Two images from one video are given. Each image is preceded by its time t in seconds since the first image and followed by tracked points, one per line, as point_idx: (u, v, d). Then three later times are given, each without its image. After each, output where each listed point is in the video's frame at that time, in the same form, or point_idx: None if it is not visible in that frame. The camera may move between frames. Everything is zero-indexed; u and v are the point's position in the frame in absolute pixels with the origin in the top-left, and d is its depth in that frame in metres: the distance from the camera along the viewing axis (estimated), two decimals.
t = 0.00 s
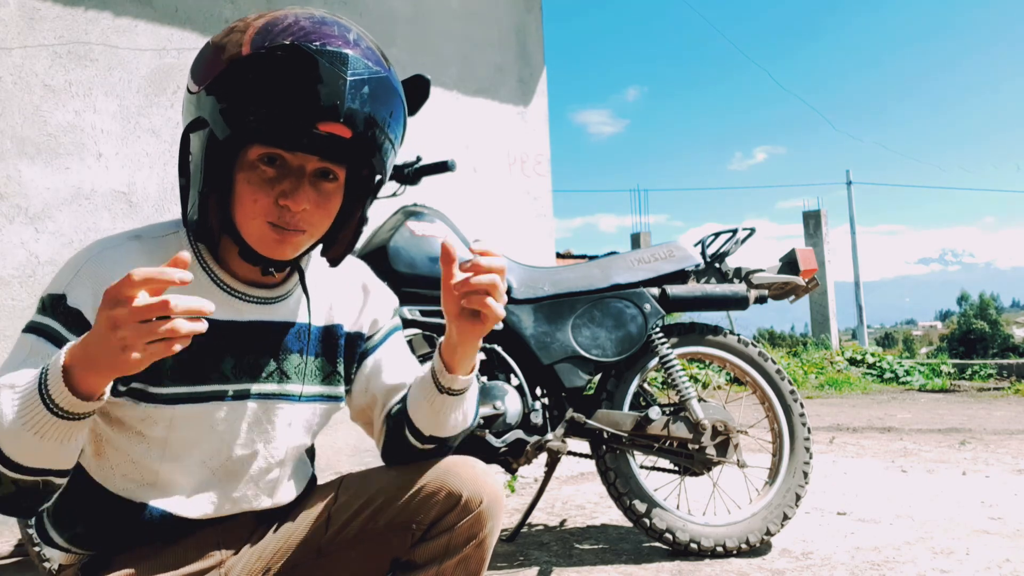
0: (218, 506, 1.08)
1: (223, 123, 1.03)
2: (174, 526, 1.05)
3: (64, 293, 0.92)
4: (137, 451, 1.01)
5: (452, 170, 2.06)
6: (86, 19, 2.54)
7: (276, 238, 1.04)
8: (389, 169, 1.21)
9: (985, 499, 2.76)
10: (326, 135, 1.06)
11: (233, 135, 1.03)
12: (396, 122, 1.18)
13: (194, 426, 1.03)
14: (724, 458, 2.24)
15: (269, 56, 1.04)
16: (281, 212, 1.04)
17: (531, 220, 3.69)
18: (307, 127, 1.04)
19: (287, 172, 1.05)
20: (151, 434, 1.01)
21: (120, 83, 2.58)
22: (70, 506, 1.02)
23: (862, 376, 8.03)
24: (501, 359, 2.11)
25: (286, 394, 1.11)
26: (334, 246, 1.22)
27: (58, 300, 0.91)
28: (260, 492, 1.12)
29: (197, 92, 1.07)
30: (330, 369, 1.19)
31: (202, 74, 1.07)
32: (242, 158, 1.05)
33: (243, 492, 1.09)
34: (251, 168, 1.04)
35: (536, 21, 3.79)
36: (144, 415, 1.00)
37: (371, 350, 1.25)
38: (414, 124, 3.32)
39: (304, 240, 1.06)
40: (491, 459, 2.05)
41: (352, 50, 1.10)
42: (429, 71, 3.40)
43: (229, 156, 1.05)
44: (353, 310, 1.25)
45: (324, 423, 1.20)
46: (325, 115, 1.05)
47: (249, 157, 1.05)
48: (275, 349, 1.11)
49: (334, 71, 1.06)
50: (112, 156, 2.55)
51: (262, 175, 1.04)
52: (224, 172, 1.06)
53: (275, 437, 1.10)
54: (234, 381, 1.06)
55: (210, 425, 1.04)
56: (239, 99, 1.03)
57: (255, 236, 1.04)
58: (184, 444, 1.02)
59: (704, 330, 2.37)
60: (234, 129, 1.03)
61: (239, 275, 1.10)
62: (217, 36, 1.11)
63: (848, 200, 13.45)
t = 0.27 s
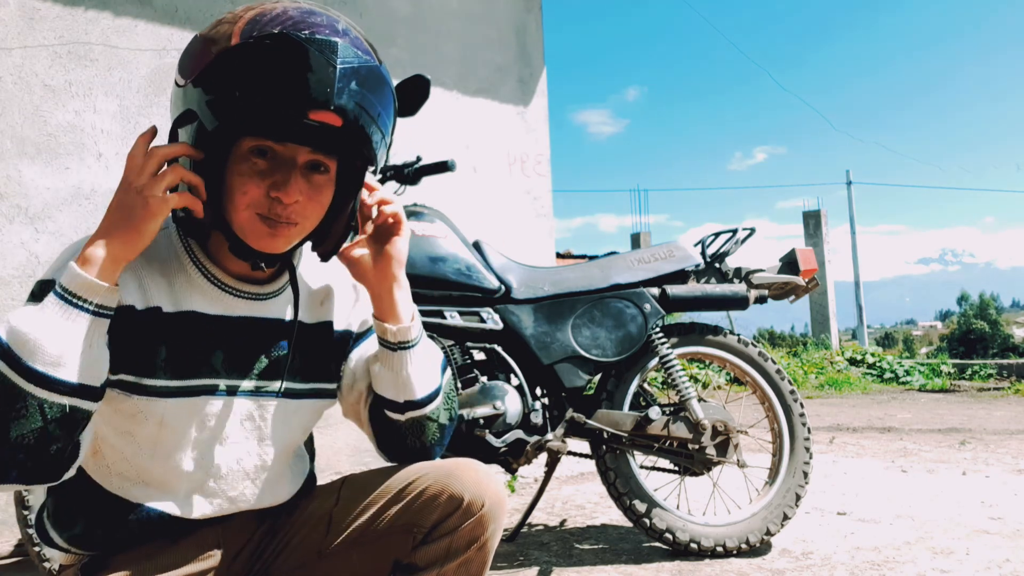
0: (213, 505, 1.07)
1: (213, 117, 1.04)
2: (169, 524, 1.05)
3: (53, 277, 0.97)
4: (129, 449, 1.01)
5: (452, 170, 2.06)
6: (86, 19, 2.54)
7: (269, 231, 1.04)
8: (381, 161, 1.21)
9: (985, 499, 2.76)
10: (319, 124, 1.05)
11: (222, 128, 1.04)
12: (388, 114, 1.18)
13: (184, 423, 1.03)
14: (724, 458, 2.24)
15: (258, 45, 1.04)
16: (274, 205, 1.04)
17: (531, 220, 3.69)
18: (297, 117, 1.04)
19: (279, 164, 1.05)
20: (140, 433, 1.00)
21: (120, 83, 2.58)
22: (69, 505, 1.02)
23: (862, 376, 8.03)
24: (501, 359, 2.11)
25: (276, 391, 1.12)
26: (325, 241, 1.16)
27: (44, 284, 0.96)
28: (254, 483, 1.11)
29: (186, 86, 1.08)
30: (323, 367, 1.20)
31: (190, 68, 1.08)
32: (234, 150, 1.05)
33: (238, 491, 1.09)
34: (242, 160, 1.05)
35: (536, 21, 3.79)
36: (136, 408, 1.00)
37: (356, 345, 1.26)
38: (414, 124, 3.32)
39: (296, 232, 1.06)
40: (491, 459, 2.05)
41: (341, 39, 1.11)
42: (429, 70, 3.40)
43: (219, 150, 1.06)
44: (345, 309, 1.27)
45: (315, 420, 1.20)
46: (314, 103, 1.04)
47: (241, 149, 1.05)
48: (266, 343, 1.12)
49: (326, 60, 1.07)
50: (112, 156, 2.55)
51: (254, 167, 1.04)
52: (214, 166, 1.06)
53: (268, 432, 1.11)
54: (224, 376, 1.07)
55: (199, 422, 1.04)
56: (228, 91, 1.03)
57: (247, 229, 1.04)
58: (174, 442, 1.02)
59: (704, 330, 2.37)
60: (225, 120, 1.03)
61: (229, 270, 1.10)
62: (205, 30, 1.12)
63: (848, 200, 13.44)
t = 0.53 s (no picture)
0: (207, 505, 1.08)
1: (214, 119, 1.03)
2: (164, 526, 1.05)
3: (55, 270, 0.98)
4: (123, 451, 1.00)
5: (452, 170, 2.06)
6: (86, 19, 2.54)
7: (271, 234, 1.04)
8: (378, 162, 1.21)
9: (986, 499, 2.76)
10: (309, 130, 1.05)
11: (223, 130, 1.04)
12: (384, 116, 1.19)
13: (179, 423, 1.02)
14: (724, 458, 2.24)
15: (252, 49, 1.05)
16: (276, 208, 1.04)
17: (531, 221, 3.69)
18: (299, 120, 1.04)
19: (282, 168, 1.05)
20: (135, 434, 1.00)
21: (120, 83, 2.58)
22: (63, 507, 1.02)
23: (862, 376, 8.03)
24: (501, 359, 2.11)
25: (270, 391, 1.12)
26: (320, 239, 1.15)
27: (47, 278, 0.96)
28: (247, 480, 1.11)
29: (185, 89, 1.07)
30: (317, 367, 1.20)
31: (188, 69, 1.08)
32: (235, 152, 1.05)
33: (231, 490, 1.09)
34: (244, 163, 1.05)
35: (536, 21, 3.79)
36: (132, 405, 0.99)
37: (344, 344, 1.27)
38: (414, 124, 3.32)
39: (296, 236, 1.06)
40: (491, 459, 2.05)
41: (336, 41, 1.11)
42: (429, 70, 3.40)
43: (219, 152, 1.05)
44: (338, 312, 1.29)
45: (309, 420, 1.20)
46: (311, 107, 1.05)
47: (243, 152, 1.05)
48: (263, 344, 1.12)
49: (316, 62, 1.07)
50: (112, 156, 2.55)
51: (256, 170, 1.04)
52: (213, 169, 1.06)
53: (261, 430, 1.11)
54: (220, 375, 1.07)
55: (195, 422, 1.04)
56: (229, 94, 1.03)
57: (248, 232, 1.04)
58: (169, 443, 1.02)
59: (704, 330, 2.37)
60: (223, 121, 1.03)
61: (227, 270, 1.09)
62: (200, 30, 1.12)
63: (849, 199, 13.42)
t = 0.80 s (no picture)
0: (206, 507, 1.07)
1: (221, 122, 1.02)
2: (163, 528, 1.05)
3: (52, 275, 0.98)
4: (123, 454, 1.00)
5: (452, 170, 2.06)
6: (86, 19, 2.54)
7: (280, 238, 1.05)
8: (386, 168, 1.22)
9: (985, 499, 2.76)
10: (336, 136, 1.07)
11: (230, 135, 1.03)
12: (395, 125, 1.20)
13: (179, 425, 1.02)
14: (724, 458, 2.24)
15: (277, 56, 1.04)
16: (287, 210, 1.04)
17: (531, 221, 3.69)
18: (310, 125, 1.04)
19: (290, 171, 1.05)
20: (134, 436, 1.00)
21: (120, 83, 2.58)
22: (62, 508, 1.02)
23: (862, 376, 8.04)
24: (501, 359, 2.11)
25: (270, 394, 1.12)
26: (323, 242, 1.17)
27: (43, 283, 0.96)
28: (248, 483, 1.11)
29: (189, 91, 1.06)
30: (317, 369, 1.20)
31: (194, 71, 1.06)
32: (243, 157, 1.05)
33: (231, 492, 1.09)
34: (253, 167, 1.04)
35: (536, 21, 3.79)
36: (131, 408, 0.99)
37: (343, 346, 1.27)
38: (414, 124, 3.32)
39: (305, 238, 1.07)
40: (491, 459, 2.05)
41: (358, 51, 1.12)
42: (429, 71, 3.40)
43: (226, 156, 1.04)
44: (338, 312, 1.28)
45: (310, 422, 1.20)
46: (329, 115, 1.05)
47: (251, 156, 1.04)
48: (262, 347, 1.12)
49: (341, 74, 1.08)
50: (112, 156, 2.55)
51: (266, 174, 1.04)
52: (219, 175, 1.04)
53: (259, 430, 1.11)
54: (219, 378, 1.07)
55: (194, 424, 1.03)
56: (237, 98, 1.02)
57: (257, 236, 1.04)
58: (167, 445, 1.01)
59: (704, 330, 2.37)
60: (231, 126, 1.02)
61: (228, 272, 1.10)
62: (207, 30, 1.10)
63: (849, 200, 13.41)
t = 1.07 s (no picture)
0: (205, 506, 1.07)
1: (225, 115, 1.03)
2: (163, 526, 1.05)
3: (49, 271, 0.98)
4: (122, 450, 1.00)
5: (452, 170, 2.06)
6: (86, 19, 2.54)
7: (281, 238, 1.04)
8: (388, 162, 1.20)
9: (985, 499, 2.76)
10: (342, 120, 1.06)
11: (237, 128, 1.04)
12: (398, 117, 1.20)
13: (177, 421, 1.02)
14: (724, 458, 2.24)
15: (285, 40, 1.05)
16: (289, 210, 1.04)
17: (531, 221, 3.69)
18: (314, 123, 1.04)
19: (293, 170, 1.05)
20: (133, 431, 1.00)
21: (121, 83, 2.58)
22: (62, 507, 1.02)
23: (862, 376, 8.03)
24: (501, 359, 2.11)
25: (268, 391, 1.12)
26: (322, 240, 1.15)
27: (41, 279, 0.97)
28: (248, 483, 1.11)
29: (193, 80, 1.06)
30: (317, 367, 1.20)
31: (199, 60, 1.06)
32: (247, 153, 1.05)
33: (229, 490, 1.09)
34: (257, 163, 1.04)
35: (536, 21, 3.79)
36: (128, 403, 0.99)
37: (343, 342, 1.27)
38: (414, 124, 3.32)
39: (305, 239, 1.07)
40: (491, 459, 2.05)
41: (363, 41, 1.13)
42: (429, 70, 3.40)
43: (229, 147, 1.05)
44: (337, 309, 1.28)
45: (310, 421, 1.20)
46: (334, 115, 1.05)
47: (255, 153, 1.05)
48: (259, 343, 1.12)
49: (345, 61, 1.08)
50: (112, 156, 2.55)
51: (269, 171, 1.04)
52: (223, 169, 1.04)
53: (258, 429, 1.11)
54: (216, 373, 1.06)
55: (193, 421, 1.03)
56: (243, 91, 1.02)
57: (256, 233, 1.03)
58: (166, 441, 1.02)
59: (704, 330, 2.37)
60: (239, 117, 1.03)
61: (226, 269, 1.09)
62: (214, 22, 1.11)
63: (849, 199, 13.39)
